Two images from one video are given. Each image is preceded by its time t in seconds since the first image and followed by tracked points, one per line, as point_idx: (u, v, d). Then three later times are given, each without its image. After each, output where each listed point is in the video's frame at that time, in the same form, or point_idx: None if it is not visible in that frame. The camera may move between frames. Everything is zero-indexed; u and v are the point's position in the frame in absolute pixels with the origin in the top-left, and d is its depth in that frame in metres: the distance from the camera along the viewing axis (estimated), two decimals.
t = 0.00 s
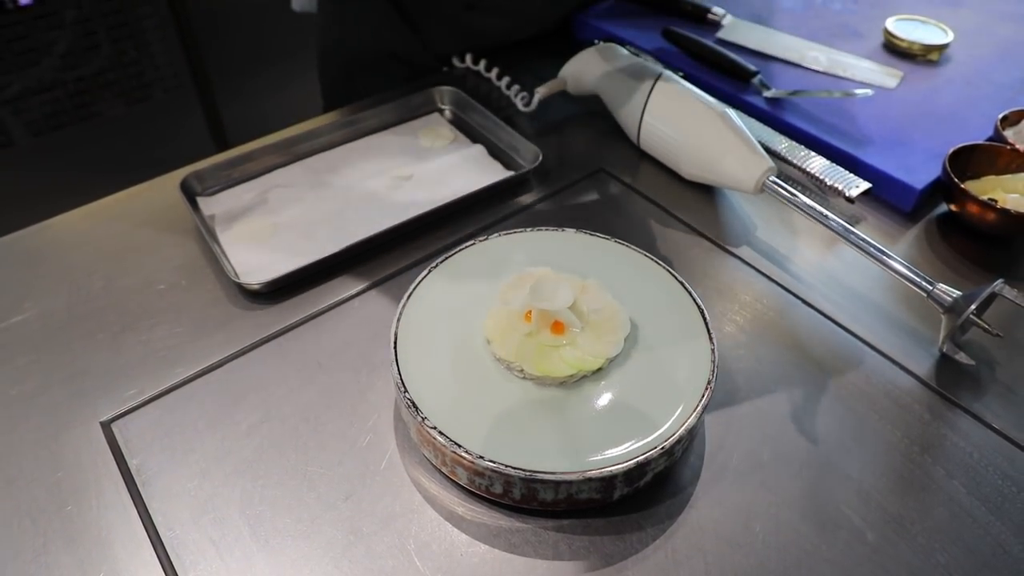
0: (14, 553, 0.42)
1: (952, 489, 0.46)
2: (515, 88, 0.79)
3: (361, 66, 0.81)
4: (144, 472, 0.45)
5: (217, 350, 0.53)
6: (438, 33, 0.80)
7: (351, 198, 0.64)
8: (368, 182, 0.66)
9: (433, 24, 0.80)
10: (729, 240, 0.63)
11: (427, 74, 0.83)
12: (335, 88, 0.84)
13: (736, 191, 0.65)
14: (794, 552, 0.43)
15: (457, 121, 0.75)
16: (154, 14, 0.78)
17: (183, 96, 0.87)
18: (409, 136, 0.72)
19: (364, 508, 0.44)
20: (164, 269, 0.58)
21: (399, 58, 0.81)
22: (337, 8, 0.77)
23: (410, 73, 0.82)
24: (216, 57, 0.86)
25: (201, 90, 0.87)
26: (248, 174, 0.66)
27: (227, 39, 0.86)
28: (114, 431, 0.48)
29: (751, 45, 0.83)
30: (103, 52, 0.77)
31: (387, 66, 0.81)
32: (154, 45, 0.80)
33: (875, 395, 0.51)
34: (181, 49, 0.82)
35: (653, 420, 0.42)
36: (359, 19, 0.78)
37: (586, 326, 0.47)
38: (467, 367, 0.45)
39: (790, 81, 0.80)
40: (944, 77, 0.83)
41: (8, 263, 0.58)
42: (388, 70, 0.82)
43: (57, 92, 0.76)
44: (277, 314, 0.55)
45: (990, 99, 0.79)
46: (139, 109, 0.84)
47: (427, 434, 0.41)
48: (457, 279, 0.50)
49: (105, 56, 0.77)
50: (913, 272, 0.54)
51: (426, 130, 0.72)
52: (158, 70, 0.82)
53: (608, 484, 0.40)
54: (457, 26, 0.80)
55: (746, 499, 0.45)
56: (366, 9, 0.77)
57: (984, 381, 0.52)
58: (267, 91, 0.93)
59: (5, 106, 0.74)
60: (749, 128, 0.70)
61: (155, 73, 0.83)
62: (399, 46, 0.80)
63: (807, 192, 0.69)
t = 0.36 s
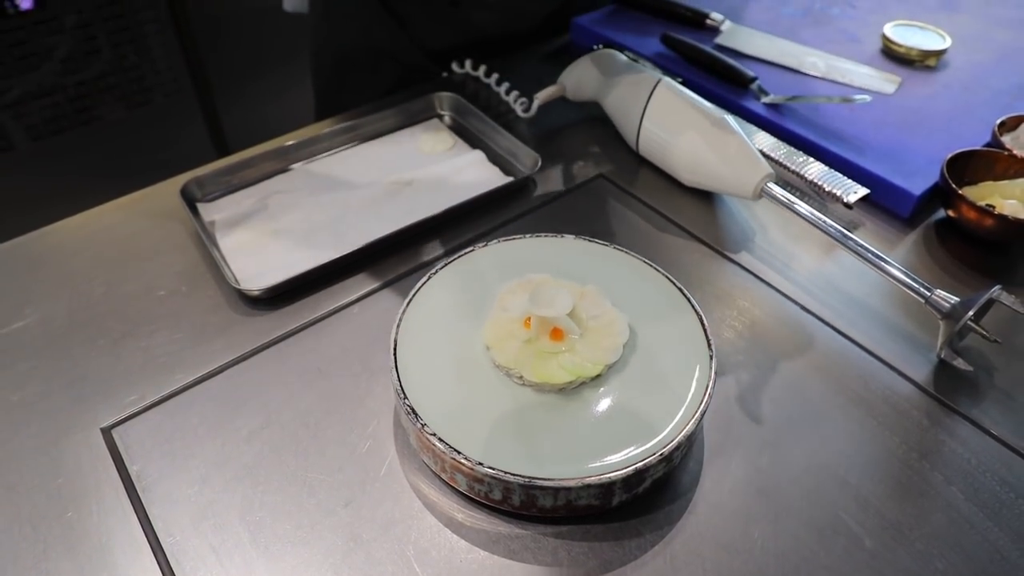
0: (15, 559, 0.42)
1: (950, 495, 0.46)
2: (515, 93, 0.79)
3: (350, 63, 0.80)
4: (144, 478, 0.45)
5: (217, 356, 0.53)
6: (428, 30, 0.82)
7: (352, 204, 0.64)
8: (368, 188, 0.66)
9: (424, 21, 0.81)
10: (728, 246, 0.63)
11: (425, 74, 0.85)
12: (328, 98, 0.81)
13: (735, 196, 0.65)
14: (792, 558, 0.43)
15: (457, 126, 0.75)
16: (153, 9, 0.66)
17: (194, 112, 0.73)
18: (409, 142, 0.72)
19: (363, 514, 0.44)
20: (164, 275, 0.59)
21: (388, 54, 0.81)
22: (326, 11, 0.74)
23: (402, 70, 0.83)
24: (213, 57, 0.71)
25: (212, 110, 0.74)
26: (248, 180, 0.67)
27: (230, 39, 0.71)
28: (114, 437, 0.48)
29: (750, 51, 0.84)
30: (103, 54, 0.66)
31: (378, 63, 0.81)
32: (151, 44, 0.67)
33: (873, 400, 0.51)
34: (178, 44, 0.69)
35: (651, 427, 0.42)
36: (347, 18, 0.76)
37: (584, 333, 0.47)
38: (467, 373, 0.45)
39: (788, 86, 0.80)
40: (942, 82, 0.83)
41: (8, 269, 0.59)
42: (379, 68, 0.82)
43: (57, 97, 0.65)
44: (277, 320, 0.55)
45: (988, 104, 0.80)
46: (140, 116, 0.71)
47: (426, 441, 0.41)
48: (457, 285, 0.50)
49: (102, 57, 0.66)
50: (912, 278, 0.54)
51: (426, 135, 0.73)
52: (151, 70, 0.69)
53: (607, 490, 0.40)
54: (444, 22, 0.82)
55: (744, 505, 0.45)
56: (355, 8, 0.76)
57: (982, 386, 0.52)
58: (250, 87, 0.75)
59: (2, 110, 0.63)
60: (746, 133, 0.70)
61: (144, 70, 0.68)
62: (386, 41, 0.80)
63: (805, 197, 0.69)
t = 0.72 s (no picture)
0: (16, 565, 0.42)
1: (950, 501, 0.46)
2: (515, 99, 0.79)
3: (343, 61, 0.78)
4: (145, 483, 0.46)
5: (219, 362, 0.53)
6: (420, 30, 0.80)
7: (353, 210, 0.64)
8: (370, 194, 0.66)
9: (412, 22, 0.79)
10: (729, 252, 0.63)
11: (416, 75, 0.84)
12: (326, 99, 0.81)
13: (735, 202, 0.65)
14: (793, 564, 0.43)
15: (458, 132, 0.75)
16: (154, 13, 0.66)
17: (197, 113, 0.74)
18: (410, 147, 0.72)
19: (364, 520, 0.44)
20: (166, 280, 0.59)
21: (378, 55, 0.80)
22: (316, 10, 0.73)
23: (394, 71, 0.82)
24: (215, 63, 0.71)
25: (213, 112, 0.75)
26: (249, 185, 0.67)
27: (231, 44, 0.71)
28: (115, 442, 0.48)
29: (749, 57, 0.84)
30: (105, 58, 0.65)
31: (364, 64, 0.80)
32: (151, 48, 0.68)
33: (874, 406, 0.51)
34: (178, 48, 0.69)
35: (652, 433, 0.42)
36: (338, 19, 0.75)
37: (585, 339, 0.47)
38: (468, 379, 0.45)
39: (788, 92, 0.80)
40: (942, 88, 0.83)
41: (9, 274, 0.59)
42: (369, 70, 0.80)
43: (58, 101, 0.65)
44: (279, 326, 0.55)
45: (987, 110, 0.80)
46: (140, 119, 0.71)
47: (428, 447, 0.41)
48: (458, 292, 0.50)
49: (104, 60, 0.65)
50: (911, 284, 0.55)
51: (428, 141, 0.73)
52: (152, 74, 0.69)
53: (608, 496, 0.41)
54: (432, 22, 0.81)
55: (744, 511, 0.45)
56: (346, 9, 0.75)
57: (982, 392, 0.52)
58: (250, 89, 0.75)
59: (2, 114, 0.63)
60: (747, 139, 0.71)
61: (146, 74, 0.68)
62: (375, 42, 0.79)
63: (805, 204, 0.69)
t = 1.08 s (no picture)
0: (18, 566, 0.42)
1: (950, 504, 0.46)
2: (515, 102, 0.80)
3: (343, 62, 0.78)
4: (148, 485, 0.46)
5: (220, 364, 0.53)
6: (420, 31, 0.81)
7: (355, 213, 0.64)
8: (371, 196, 0.66)
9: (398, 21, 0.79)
10: (729, 254, 0.64)
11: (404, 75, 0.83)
12: (327, 101, 0.81)
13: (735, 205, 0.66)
14: (793, 566, 0.43)
15: (458, 134, 0.75)
16: (155, 16, 0.66)
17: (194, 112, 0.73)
18: (411, 150, 0.72)
19: (366, 522, 0.44)
20: (168, 283, 0.59)
21: (366, 56, 0.79)
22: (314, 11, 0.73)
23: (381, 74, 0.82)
24: (215, 64, 0.71)
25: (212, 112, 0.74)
26: (250, 188, 0.67)
27: (231, 46, 0.71)
28: (118, 444, 0.48)
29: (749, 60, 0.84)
30: (106, 60, 0.65)
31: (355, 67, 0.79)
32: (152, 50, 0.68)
33: (874, 409, 0.52)
34: (179, 49, 0.69)
35: (652, 436, 0.42)
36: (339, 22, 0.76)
37: (586, 341, 0.47)
38: (470, 381, 0.45)
39: (788, 95, 0.80)
40: (941, 91, 0.84)
41: (12, 277, 0.59)
42: (357, 71, 0.80)
43: (60, 103, 0.65)
44: (280, 328, 0.55)
45: (987, 113, 0.80)
46: (140, 121, 0.71)
47: (429, 449, 0.42)
48: (459, 294, 0.51)
49: (105, 62, 0.66)
50: (911, 287, 0.55)
51: (428, 143, 0.73)
52: (153, 76, 0.69)
53: (608, 499, 0.41)
54: (422, 24, 0.80)
55: (744, 514, 0.45)
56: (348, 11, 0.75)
57: (982, 395, 0.52)
58: (244, 88, 0.75)
59: (3, 115, 0.63)
60: (747, 142, 0.71)
61: (146, 76, 0.68)
62: (363, 42, 0.78)
63: (805, 207, 0.70)
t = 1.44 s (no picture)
0: (20, 567, 0.42)
1: (952, 503, 0.46)
2: (515, 102, 0.80)
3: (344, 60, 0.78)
4: (148, 485, 0.46)
5: (221, 364, 0.53)
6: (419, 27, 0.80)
7: (355, 213, 0.64)
8: (372, 197, 0.66)
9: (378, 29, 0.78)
10: (729, 254, 0.64)
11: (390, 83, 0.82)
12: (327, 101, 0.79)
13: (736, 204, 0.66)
14: (795, 565, 0.43)
15: (459, 134, 0.75)
16: (155, 16, 0.65)
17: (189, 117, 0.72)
18: (412, 151, 0.72)
19: (367, 521, 0.44)
20: (169, 283, 0.59)
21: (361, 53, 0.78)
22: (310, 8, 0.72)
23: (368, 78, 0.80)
24: (213, 64, 0.70)
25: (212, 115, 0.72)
26: (250, 189, 0.67)
27: (229, 46, 0.70)
28: (119, 444, 0.48)
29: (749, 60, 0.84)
30: (106, 61, 0.64)
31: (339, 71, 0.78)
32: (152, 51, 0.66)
33: (875, 408, 0.52)
34: (179, 49, 0.67)
35: (653, 435, 0.42)
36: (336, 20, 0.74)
37: (587, 341, 0.47)
38: (470, 381, 0.45)
39: (788, 95, 0.80)
40: (942, 91, 0.84)
41: (13, 278, 0.59)
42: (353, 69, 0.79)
43: (59, 105, 0.63)
44: (281, 328, 0.55)
45: (987, 113, 0.80)
46: (140, 124, 0.69)
47: (430, 448, 0.42)
48: (459, 294, 0.51)
49: (105, 63, 0.64)
50: (912, 286, 0.55)
51: (429, 143, 0.73)
52: (153, 78, 0.67)
53: (610, 498, 0.41)
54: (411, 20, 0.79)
55: (745, 513, 0.45)
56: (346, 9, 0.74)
57: (983, 393, 0.52)
58: (242, 94, 0.73)
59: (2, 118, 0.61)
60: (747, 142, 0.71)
61: (146, 77, 0.67)
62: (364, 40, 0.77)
63: (805, 206, 0.70)
